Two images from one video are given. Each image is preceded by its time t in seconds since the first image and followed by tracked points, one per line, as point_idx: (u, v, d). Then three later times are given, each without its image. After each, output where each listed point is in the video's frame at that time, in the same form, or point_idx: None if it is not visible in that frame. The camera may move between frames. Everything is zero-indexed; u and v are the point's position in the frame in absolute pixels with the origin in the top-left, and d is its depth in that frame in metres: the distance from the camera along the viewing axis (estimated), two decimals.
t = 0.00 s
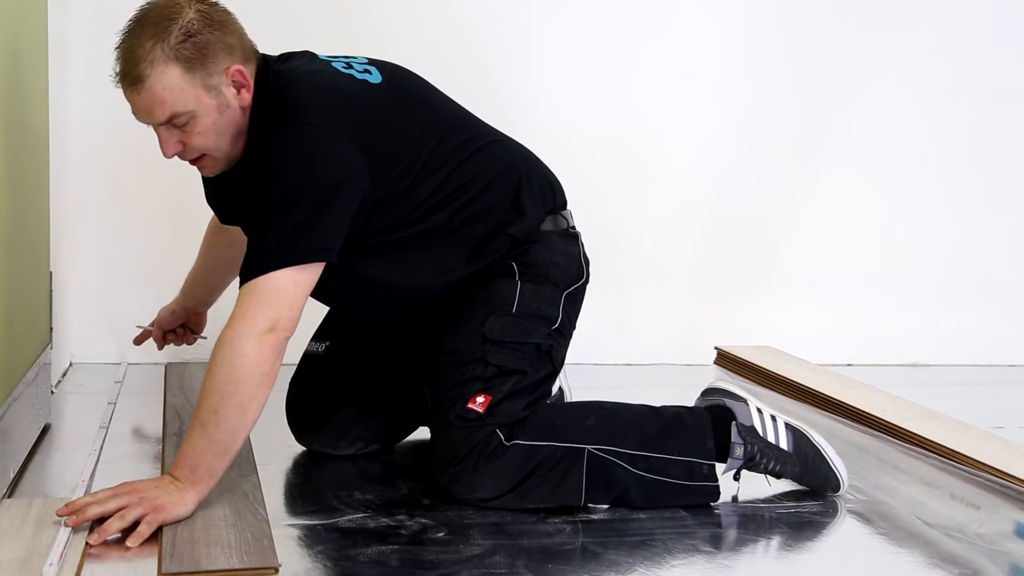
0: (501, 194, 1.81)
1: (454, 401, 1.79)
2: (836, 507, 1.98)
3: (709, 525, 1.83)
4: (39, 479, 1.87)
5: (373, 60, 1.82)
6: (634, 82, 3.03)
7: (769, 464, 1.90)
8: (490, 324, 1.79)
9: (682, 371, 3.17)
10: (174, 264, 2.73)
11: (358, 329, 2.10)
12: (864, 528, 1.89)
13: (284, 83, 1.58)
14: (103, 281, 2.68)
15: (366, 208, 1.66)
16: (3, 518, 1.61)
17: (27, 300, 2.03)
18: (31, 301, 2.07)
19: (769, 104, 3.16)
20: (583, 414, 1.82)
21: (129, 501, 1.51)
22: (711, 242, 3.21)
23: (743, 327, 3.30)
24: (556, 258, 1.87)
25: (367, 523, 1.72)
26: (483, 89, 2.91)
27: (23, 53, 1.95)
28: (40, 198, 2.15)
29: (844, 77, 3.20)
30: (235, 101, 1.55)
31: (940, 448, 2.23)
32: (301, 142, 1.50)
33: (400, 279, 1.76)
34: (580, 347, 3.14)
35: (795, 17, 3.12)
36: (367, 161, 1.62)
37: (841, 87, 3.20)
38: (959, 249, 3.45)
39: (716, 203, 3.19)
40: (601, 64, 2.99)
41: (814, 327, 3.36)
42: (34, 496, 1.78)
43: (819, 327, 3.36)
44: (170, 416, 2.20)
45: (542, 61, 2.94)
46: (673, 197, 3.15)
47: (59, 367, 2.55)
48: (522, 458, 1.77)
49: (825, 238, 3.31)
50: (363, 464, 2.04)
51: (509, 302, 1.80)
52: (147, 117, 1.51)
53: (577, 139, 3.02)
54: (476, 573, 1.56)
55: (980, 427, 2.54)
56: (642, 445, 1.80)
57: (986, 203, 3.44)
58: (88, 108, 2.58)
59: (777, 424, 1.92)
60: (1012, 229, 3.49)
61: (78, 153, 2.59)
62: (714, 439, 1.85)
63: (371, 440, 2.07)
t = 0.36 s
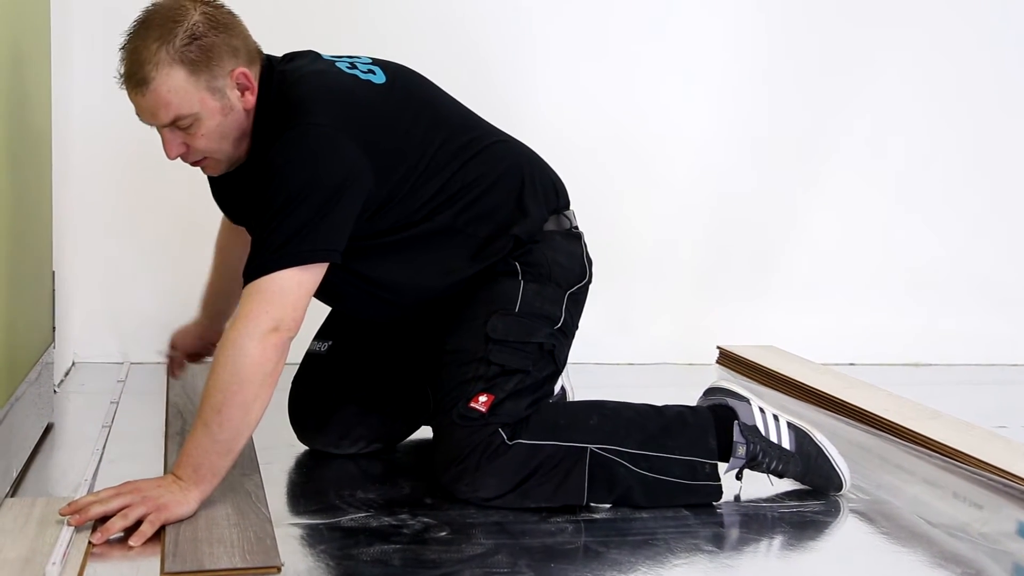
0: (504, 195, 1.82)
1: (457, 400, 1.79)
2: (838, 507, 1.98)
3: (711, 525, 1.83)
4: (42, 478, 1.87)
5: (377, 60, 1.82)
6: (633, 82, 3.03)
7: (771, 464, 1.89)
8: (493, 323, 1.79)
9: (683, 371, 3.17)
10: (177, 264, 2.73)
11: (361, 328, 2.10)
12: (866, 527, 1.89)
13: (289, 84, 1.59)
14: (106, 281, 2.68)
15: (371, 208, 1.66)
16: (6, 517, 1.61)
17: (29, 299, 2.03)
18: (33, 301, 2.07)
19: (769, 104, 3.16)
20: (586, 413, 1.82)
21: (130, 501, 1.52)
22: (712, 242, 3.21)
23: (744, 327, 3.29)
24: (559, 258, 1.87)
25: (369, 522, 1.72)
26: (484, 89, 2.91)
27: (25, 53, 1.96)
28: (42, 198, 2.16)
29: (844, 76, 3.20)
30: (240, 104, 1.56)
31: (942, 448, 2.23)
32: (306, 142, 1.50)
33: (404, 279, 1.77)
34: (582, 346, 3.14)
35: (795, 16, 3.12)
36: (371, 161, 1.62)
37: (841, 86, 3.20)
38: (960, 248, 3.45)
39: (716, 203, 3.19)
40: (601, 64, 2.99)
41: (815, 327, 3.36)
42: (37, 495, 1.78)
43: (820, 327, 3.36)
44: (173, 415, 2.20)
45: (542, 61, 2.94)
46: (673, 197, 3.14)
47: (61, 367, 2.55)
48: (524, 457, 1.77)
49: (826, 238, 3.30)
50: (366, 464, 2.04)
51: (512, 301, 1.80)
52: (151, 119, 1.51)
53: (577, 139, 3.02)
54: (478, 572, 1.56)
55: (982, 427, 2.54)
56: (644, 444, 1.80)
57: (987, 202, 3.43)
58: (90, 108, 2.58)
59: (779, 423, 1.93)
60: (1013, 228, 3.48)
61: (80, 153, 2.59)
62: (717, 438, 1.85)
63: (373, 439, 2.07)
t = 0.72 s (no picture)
0: (509, 200, 1.82)
1: (458, 404, 1.79)
2: (838, 510, 1.98)
3: (712, 529, 1.83)
4: (43, 481, 1.87)
5: (385, 62, 1.82)
6: (634, 83, 3.03)
7: (772, 467, 1.89)
8: (495, 327, 1.78)
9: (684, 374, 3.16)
10: (178, 266, 2.73)
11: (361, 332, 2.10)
12: (866, 531, 1.88)
13: (294, 85, 1.58)
14: (106, 283, 2.68)
15: (374, 212, 1.66)
16: (6, 520, 1.61)
17: (30, 302, 2.03)
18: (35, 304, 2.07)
19: (769, 105, 3.16)
20: (587, 417, 1.82)
21: (131, 504, 1.51)
22: (712, 244, 3.21)
23: (744, 330, 3.29)
24: (561, 264, 1.87)
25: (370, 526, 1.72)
26: (484, 92, 2.91)
27: (27, 56, 1.96)
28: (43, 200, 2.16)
29: (845, 77, 3.20)
30: (244, 104, 1.56)
31: (942, 452, 2.23)
32: (311, 147, 1.50)
33: (406, 282, 1.77)
34: (582, 350, 3.14)
35: (795, 17, 3.12)
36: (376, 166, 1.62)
37: (842, 87, 3.20)
38: (960, 250, 3.45)
39: (717, 204, 3.19)
40: (601, 65, 2.99)
41: (815, 330, 3.35)
42: (37, 499, 1.78)
43: (820, 330, 3.36)
44: (173, 418, 2.20)
45: (543, 62, 2.94)
46: (674, 199, 3.14)
47: (62, 370, 2.55)
48: (525, 460, 1.77)
49: (826, 240, 3.30)
50: (366, 467, 2.04)
51: (514, 306, 1.80)
52: (155, 116, 1.52)
53: (577, 140, 3.02)
54: None
55: (982, 431, 2.53)
56: (645, 448, 1.80)
57: (986, 203, 3.43)
58: (91, 110, 2.58)
59: (781, 427, 1.93)
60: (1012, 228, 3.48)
61: (81, 154, 2.59)
62: (717, 442, 1.85)
63: (374, 443, 2.07)
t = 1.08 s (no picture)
0: (518, 199, 1.82)
1: (460, 407, 1.78)
2: (840, 510, 1.98)
3: (713, 528, 1.83)
4: (43, 479, 1.87)
5: (402, 50, 1.81)
6: (635, 83, 3.03)
7: (779, 467, 1.91)
8: (500, 329, 1.78)
9: (684, 374, 3.17)
10: (179, 264, 2.73)
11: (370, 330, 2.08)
12: (867, 530, 1.88)
13: (309, 70, 1.58)
14: (106, 282, 2.68)
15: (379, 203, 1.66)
16: (6, 519, 1.61)
17: (32, 300, 2.03)
18: (35, 302, 2.07)
19: (770, 105, 3.16)
20: (590, 419, 1.82)
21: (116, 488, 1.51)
22: (712, 244, 3.21)
23: (745, 330, 3.29)
24: (570, 265, 1.86)
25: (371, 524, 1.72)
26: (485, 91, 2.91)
27: (30, 54, 1.95)
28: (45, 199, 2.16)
29: (845, 77, 3.20)
30: (242, 78, 1.56)
31: (943, 451, 2.23)
32: (324, 144, 1.49)
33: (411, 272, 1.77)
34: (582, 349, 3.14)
35: (795, 17, 3.12)
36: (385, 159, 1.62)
37: (842, 89, 3.20)
38: (963, 250, 3.45)
39: (717, 204, 3.19)
40: (601, 65, 2.99)
41: (815, 330, 3.35)
42: (37, 497, 1.78)
43: (821, 330, 3.36)
44: (174, 417, 2.20)
45: (545, 61, 2.94)
46: (674, 199, 3.14)
47: (62, 368, 2.55)
48: (527, 464, 1.77)
49: (826, 240, 3.30)
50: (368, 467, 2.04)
51: (520, 307, 1.79)
52: (154, 83, 1.54)
53: (577, 140, 3.02)
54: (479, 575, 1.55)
55: (983, 431, 2.54)
56: (647, 451, 1.80)
57: (990, 203, 3.43)
58: (93, 108, 2.58)
59: (788, 427, 1.94)
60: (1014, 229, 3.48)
61: (82, 153, 2.60)
62: (724, 442, 1.86)
63: (376, 444, 2.07)
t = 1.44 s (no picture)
0: (531, 197, 1.81)
1: (462, 406, 1.79)
2: (840, 509, 1.97)
3: (714, 527, 1.83)
4: (44, 477, 1.87)
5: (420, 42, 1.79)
6: (636, 81, 3.03)
7: (779, 467, 1.91)
8: (506, 329, 1.78)
9: (685, 373, 3.16)
10: (179, 262, 2.73)
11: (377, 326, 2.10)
12: (867, 529, 1.88)
13: (328, 61, 1.56)
14: (106, 280, 2.68)
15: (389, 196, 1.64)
16: (6, 517, 1.61)
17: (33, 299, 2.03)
18: (36, 299, 2.07)
19: (772, 103, 3.16)
20: (591, 419, 1.81)
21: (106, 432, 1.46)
22: (713, 242, 3.21)
23: (746, 328, 3.29)
24: (579, 268, 1.87)
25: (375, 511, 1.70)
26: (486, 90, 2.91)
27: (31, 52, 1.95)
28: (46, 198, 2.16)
29: (847, 76, 3.20)
30: (251, 62, 1.57)
31: (945, 451, 2.22)
32: (340, 122, 1.49)
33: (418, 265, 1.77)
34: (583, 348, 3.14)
35: (797, 16, 3.12)
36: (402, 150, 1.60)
37: (845, 90, 3.20)
38: (964, 249, 3.45)
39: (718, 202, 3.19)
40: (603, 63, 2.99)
41: (816, 329, 3.35)
42: (38, 494, 1.78)
43: (821, 328, 3.36)
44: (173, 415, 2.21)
45: (546, 60, 2.94)
46: (676, 197, 3.14)
47: (63, 366, 2.55)
48: (528, 463, 1.77)
49: (828, 239, 3.30)
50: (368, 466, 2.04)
51: (527, 308, 1.80)
52: (168, 70, 1.57)
53: (579, 138, 3.02)
54: (480, 573, 1.55)
55: (984, 430, 2.53)
56: (648, 451, 1.80)
57: (992, 202, 3.43)
58: (94, 105, 2.58)
59: (789, 426, 1.94)
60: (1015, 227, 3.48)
61: (83, 151, 2.60)
62: (724, 443, 1.86)
63: (377, 444, 2.06)
